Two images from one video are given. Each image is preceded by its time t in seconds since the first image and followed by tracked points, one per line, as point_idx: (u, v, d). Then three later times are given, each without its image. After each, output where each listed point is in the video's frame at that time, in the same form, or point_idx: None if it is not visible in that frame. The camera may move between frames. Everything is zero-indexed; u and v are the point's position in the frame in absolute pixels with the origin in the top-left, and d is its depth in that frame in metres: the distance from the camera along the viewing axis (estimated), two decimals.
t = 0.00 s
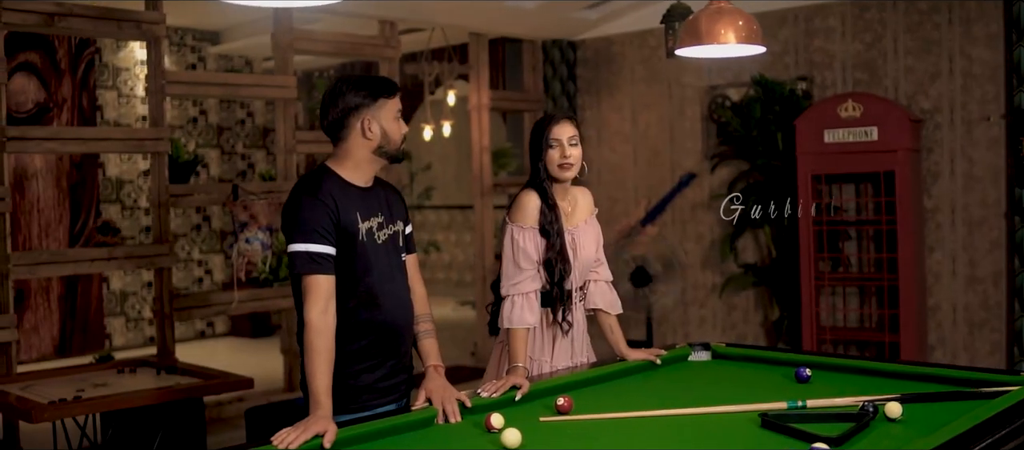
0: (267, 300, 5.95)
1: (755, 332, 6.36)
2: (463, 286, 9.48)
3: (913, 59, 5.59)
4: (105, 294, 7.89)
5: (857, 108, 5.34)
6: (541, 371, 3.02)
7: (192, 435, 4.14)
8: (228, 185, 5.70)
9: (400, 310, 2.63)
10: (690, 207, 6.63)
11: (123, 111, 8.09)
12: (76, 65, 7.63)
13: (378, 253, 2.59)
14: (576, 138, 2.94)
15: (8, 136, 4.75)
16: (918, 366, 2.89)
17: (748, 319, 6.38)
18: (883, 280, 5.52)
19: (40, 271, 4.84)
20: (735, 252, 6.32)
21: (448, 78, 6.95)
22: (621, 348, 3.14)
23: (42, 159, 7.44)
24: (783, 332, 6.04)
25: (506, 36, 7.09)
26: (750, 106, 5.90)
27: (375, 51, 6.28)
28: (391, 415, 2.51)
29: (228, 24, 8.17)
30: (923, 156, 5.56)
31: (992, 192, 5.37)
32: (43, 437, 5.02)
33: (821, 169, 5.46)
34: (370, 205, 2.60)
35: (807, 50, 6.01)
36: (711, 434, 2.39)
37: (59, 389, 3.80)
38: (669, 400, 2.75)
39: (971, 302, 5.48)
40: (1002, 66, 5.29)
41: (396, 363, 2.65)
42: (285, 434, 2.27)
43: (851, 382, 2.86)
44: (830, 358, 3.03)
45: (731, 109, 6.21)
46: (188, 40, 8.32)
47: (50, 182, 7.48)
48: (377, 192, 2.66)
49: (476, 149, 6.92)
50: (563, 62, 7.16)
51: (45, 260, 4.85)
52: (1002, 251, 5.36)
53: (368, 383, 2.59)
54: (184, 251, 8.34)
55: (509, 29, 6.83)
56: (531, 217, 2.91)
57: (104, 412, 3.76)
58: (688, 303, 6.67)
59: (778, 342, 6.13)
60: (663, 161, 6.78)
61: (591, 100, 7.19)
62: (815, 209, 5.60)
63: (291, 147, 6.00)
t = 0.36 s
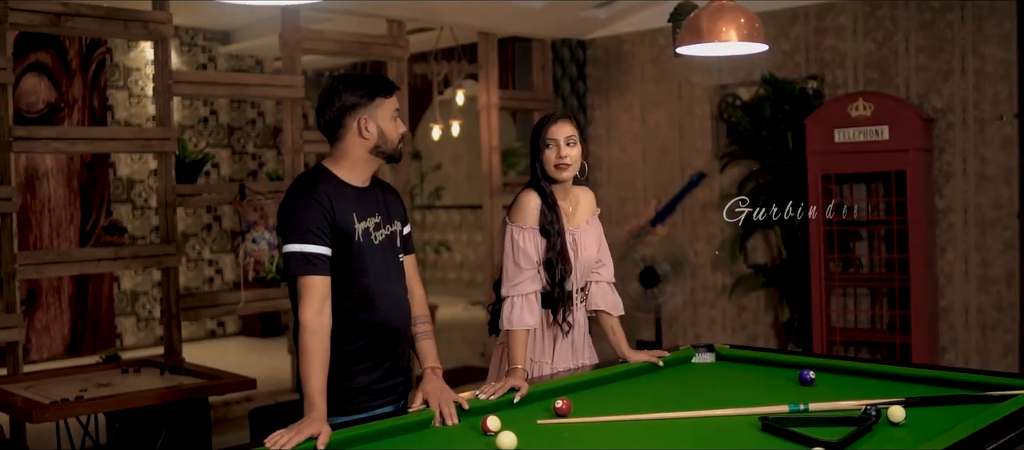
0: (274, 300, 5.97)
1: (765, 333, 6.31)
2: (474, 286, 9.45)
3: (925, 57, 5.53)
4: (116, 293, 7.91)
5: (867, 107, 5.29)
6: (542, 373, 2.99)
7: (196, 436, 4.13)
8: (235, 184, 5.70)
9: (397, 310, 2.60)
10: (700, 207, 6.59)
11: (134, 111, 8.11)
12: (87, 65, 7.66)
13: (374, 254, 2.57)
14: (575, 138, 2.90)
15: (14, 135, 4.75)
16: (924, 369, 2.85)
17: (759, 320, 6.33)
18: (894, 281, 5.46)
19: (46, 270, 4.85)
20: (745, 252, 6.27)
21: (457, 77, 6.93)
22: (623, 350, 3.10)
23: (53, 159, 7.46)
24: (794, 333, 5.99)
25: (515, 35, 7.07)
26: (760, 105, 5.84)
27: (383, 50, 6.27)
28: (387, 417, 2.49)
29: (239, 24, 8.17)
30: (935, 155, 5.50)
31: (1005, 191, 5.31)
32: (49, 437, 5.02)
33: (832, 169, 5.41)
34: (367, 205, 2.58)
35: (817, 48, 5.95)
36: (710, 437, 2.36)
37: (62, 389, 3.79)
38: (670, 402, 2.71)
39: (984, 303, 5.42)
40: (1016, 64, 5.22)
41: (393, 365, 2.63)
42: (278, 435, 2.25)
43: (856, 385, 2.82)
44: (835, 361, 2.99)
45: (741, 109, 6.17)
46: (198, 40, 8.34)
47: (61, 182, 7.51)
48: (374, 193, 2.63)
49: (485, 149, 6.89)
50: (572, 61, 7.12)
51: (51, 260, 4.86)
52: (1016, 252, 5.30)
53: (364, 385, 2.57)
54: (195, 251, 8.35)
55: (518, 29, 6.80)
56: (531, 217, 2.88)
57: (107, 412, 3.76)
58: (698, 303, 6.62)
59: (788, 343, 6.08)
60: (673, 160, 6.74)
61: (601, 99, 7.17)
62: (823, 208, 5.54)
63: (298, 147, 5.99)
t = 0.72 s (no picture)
0: (284, 300, 5.97)
1: (779, 335, 6.25)
2: (490, 286, 9.42)
3: (941, 56, 5.46)
4: (130, 293, 7.93)
5: (882, 106, 5.23)
6: (545, 375, 2.96)
7: (203, 436, 4.13)
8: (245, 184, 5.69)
9: (397, 311, 2.58)
10: (714, 207, 6.55)
11: (148, 111, 8.07)
12: (102, 66, 7.69)
13: (374, 255, 2.55)
14: (577, 137, 2.86)
15: (24, 135, 4.75)
16: (933, 372, 2.80)
17: (773, 321, 6.27)
18: (909, 282, 5.39)
19: (57, 270, 4.85)
20: (759, 252, 6.22)
21: (470, 77, 6.90)
22: (629, 352, 3.07)
23: (68, 159, 7.49)
24: (808, 335, 5.92)
25: (528, 35, 7.04)
26: (774, 105, 5.80)
27: (395, 50, 6.25)
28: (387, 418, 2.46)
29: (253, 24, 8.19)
30: (951, 155, 5.43)
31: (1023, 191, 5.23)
32: (59, 436, 5.03)
33: (846, 169, 5.35)
34: (367, 206, 2.56)
35: (832, 47, 5.90)
36: (713, 441, 2.32)
37: (68, 389, 3.78)
38: (674, 404, 2.68)
39: (1001, 305, 5.34)
40: None
41: (393, 366, 2.61)
42: (275, 437, 2.24)
43: (864, 389, 2.77)
44: (843, 364, 2.95)
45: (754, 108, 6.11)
46: (213, 40, 8.36)
47: (77, 182, 7.55)
48: (375, 192, 2.61)
49: (498, 149, 6.86)
50: (586, 61, 7.09)
51: (62, 259, 4.86)
52: None
53: (364, 386, 2.55)
54: (209, 251, 8.36)
55: (531, 28, 6.78)
56: (534, 217, 2.85)
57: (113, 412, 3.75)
58: (711, 304, 6.57)
59: (802, 345, 6.01)
60: (686, 160, 6.69)
61: (614, 99, 7.14)
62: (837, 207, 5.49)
63: (310, 147, 5.97)
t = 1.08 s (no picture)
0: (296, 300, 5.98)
1: (794, 336, 6.19)
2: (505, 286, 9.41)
3: (958, 54, 5.39)
4: (146, 292, 7.96)
5: (897, 105, 5.17)
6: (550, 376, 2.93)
7: (211, 435, 4.13)
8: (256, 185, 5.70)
9: (398, 312, 2.56)
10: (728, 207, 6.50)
11: (163, 111, 8.19)
12: (117, 66, 7.72)
13: (375, 255, 2.53)
14: (578, 137, 2.83)
15: (36, 135, 4.77)
16: (942, 374, 2.76)
17: (788, 322, 6.22)
18: (924, 283, 5.33)
19: (68, 269, 4.88)
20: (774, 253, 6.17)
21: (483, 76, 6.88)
22: (634, 353, 3.04)
23: (84, 159, 7.53)
24: (823, 336, 5.87)
25: (542, 34, 7.02)
26: (788, 104, 5.72)
27: (408, 49, 6.24)
28: (387, 420, 2.44)
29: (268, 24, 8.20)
30: (968, 155, 5.36)
31: None
32: (72, 434, 5.05)
33: (861, 169, 5.28)
34: (368, 206, 2.54)
35: (848, 45, 5.84)
36: (715, 443, 2.29)
37: (75, 388, 3.79)
38: (679, 407, 2.65)
39: (1019, 306, 5.28)
40: None
41: (394, 367, 2.59)
42: (273, 438, 2.23)
43: (872, 392, 2.73)
44: (852, 366, 2.91)
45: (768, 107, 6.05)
46: (228, 40, 8.38)
47: (92, 182, 7.58)
48: (376, 192, 2.59)
49: (512, 149, 6.83)
50: (600, 60, 7.05)
51: (74, 258, 4.88)
52: None
53: (364, 387, 2.53)
54: (224, 250, 8.39)
55: (545, 27, 6.75)
56: (538, 217, 2.82)
57: (120, 412, 3.75)
58: (726, 305, 6.52)
59: (817, 347, 5.96)
60: (701, 160, 6.65)
61: (628, 98, 7.10)
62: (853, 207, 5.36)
63: (322, 147, 5.97)
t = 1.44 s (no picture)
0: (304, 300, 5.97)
1: (806, 337, 6.14)
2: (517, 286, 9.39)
3: (972, 52, 5.33)
4: (158, 292, 7.98)
5: (909, 104, 5.11)
6: (550, 378, 2.90)
7: (216, 435, 4.12)
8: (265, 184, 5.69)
9: (396, 313, 2.54)
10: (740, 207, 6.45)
11: (176, 111, 8.18)
12: (130, 66, 7.72)
13: (372, 255, 2.51)
14: (578, 136, 2.78)
15: (45, 135, 4.80)
16: (948, 377, 2.73)
17: (799, 323, 6.17)
18: (937, 285, 5.28)
19: (77, 269, 4.88)
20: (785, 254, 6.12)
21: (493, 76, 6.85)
22: (637, 355, 3.01)
23: (96, 159, 7.55)
24: (834, 337, 5.82)
25: (553, 33, 6.99)
26: (800, 103, 5.65)
27: (417, 48, 6.21)
28: (384, 422, 2.42)
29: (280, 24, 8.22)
30: (981, 154, 5.30)
31: None
32: (81, 434, 5.06)
33: (872, 168, 5.23)
34: (365, 206, 2.52)
35: (860, 44, 5.78)
36: (714, 446, 2.27)
37: (80, 388, 3.79)
38: (679, 410, 2.61)
39: None
40: None
41: (391, 369, 2.57)
42: (267, 440, 2.21)
43: (876, 395, 2.70)
44: (857, 369, 2.87)
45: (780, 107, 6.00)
46: (240, 40, 8.39)
47: (104, 182, 7.61)
48: (374, 192, 2.58)
49: (522, 148, 6.80)
50: (611, 59, 7.02)
51: (82, 258, 4.89)
52: None
53: (361, 389, 2.51)
54: (236, 250, 8.40)
55: (556, 26, 6.72)
56: (538, 217, 2.80)
57: (123, 412, 3.74)
58: (737, 305, 6.48)
59: (828, 348, 5.90)
60: (712, 160, 6.61)
61: (639, 97, 7.06)
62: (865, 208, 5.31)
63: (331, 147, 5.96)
